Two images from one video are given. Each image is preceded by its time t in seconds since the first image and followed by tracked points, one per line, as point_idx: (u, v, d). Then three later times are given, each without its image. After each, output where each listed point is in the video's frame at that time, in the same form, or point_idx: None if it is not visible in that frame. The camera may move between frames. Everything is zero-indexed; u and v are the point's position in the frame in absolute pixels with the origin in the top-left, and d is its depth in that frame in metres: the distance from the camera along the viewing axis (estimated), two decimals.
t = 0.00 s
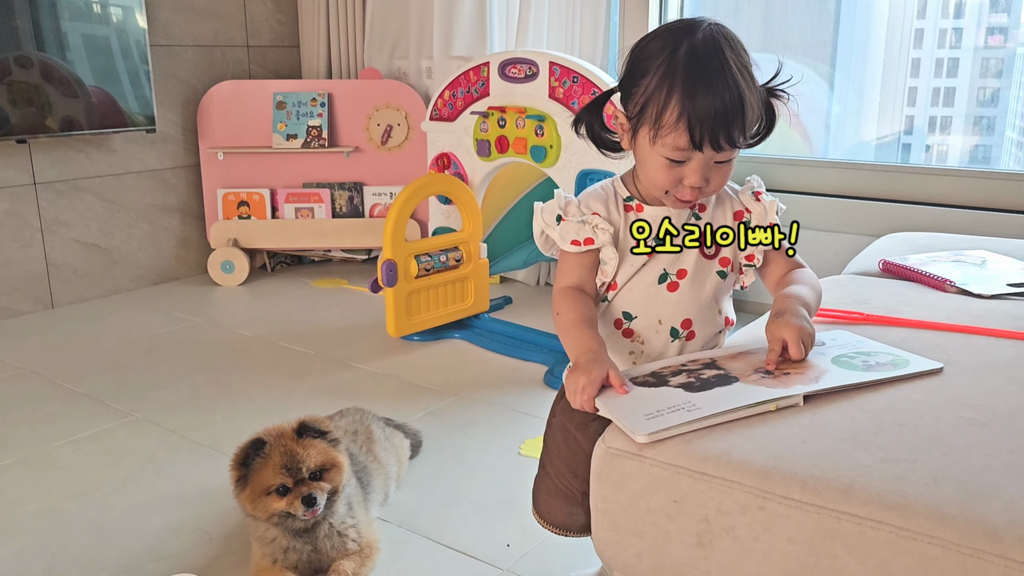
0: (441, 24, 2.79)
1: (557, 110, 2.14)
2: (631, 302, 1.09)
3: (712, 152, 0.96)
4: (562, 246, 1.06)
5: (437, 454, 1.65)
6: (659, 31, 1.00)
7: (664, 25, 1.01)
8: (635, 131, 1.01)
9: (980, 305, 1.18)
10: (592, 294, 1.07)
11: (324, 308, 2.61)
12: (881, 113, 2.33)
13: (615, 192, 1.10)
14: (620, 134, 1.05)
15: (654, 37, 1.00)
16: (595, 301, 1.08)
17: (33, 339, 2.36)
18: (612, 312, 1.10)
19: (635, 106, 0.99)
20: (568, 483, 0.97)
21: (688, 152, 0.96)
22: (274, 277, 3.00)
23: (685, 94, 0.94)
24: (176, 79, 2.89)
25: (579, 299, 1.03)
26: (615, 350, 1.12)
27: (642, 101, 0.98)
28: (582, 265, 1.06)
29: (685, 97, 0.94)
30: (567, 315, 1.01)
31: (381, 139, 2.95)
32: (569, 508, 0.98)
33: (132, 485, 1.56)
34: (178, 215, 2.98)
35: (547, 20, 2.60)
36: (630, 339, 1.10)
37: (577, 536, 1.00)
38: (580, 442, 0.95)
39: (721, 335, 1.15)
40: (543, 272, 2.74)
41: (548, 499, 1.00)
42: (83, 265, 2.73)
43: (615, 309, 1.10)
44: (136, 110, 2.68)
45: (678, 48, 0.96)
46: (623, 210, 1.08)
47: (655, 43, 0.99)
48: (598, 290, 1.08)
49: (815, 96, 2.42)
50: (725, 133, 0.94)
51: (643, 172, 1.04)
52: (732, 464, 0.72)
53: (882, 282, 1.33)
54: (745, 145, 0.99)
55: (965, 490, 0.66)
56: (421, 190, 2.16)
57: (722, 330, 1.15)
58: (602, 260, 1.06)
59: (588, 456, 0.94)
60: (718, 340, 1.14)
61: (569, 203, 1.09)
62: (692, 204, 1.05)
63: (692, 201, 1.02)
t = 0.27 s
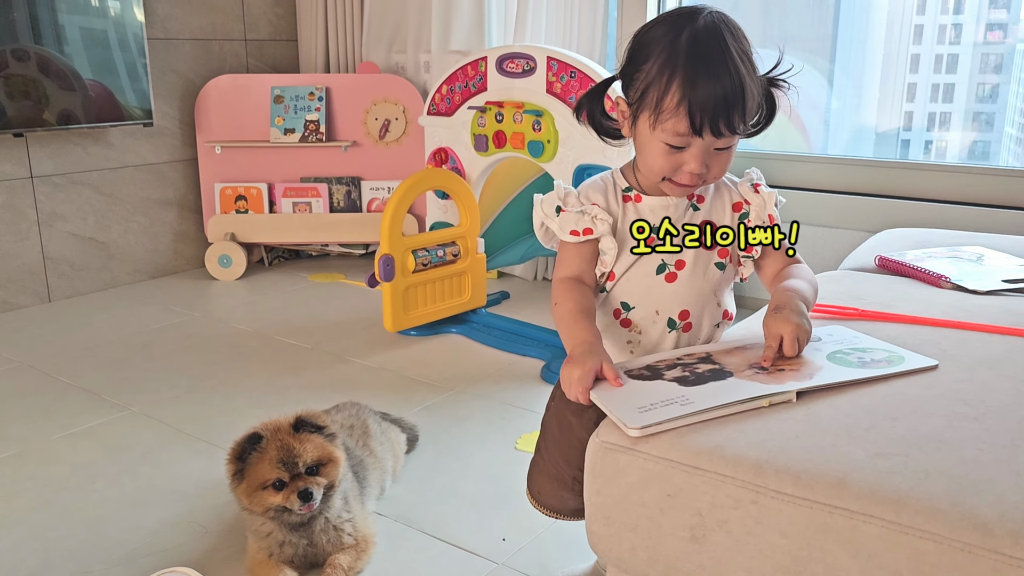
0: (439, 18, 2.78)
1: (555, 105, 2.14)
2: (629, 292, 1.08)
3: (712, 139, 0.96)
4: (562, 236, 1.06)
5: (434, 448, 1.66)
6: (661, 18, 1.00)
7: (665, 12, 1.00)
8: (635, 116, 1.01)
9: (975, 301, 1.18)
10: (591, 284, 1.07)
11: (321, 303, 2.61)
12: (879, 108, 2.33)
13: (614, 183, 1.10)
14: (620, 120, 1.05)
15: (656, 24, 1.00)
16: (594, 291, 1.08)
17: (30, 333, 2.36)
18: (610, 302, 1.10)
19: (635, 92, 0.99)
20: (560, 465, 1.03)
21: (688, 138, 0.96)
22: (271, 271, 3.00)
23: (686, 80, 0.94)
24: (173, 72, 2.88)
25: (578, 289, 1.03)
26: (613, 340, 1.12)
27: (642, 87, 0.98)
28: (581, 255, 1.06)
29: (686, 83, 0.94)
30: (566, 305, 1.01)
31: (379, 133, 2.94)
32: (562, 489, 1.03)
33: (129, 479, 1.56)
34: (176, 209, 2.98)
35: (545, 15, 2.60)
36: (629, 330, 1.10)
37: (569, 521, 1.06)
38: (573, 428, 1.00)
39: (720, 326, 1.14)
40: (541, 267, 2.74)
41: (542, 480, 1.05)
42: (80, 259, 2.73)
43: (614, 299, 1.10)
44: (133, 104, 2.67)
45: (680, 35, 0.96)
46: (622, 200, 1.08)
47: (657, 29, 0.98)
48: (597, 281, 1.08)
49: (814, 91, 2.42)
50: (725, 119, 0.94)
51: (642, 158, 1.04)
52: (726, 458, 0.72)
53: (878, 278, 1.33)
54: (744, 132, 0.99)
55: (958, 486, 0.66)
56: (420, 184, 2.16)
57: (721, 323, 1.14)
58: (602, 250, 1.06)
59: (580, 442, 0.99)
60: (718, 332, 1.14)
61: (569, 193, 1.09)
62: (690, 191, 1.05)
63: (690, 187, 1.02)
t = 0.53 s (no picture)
0: (438, 12, 2.78)
1: (553, 99, 2.14)
2: (620, 284, 1.09)
3: (698, 131, 0.96)
4: (551, 228, 1.06)
5: (430, 440, 1.67)
6: (645, 11, 1.00)
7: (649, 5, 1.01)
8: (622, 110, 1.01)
9: (969, 296, 1.19)
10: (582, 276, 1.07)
11: (319, 296, 2.62)
12: (879, 103, 2.33)
13: (603, 175, 1.10)
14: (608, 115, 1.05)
15: (639, 17, 1.00)
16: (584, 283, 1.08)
17: (28, 325, 2.37)
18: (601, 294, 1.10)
19: (621, 86, 1.00)
20: (554, 458, 1.04)
21: (674, 131, 0.96)
22: (269, 264, 3.00)
23: (670, 73, 0.94)
24: (172, 65, 2.88)
25: (568, 280, 1.03)
26: (604, 331, 1.12)
27: (627, 81, 0.98)
28: (571, 247, 1.07)
29: (670, 76, 0.94)
30: (557, 296, 1.01)
31: (377, 126, 2.94)
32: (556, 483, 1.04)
33: (126, 470, 1.56)
34: (174, 202, 2.98)
35: (543, 9, 2.60)
36: (619, 321, 1.11)
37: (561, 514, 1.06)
38: (568, 419, 1.01)
39: (712, 318, 1.14)
40: (538, 261, 2.75)
41: (536, 473, 1.06)
42: (78, 251, 2.73)
43: (604, 291, 1.10)
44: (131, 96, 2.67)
45: (663, 28, 0.96)
46: (611, 193, 1.08)
47: (640, 23, 0.99)
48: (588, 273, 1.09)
49: (812, 85, 2.42)
50: (710, 112, 0.95)
51: (630, 152, 1.04)
52: (716, 451, 0.73)
53: (872, 272, 1.34)
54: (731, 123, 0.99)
55: (947, 478, 0.67)
56: (417, 178, 2.16)
57: (712, 314, 1.14)
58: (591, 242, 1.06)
59: (575, 433, 1.01)
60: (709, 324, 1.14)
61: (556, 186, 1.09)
62: (679, 184, 1.05)
63: (679, 180, 1.02)
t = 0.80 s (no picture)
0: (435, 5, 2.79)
1: (548, 93, 2.15)
2: (609, 277, 1.10)
3: (686, 127, 0.97)
4: (541, 222, 1.08)
5: (426, 433, 1.68)
6: (632, 11, 1.01)
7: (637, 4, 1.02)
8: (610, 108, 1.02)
9: (957, 291, 1.20)
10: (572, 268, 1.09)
11: (315, 288, 2.62)
12: (878, 97, 2.33)
13: (593, 170, 1.11)
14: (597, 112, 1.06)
15: (627, 17, 1.01)
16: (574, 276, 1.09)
17: (25, 317, 2.37)
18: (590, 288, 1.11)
19: (609, 84, 1.00)
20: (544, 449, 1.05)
21: (662, 128, 0.97)
22: (266, 256, 3.01)
23: (657, 71, 0.95)
24: (168, 57, 2.88)
25: (557, 270, 1.05)
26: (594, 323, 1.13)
27: (615, 79, 0.99)
28: (560, 240, 1.09)
29: (657, 74, 0.95)
30: (545, 285, 1.02)
31: (374, 120, 2.95)
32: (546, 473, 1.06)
33: (123, 462, 1.57)
34: (171, 194, 2.98)
35: (540, 3, 2.60)
36: (608, 314, 1.11)
37: (552, 505, 1.07)
38: (559, 411, 1.03)
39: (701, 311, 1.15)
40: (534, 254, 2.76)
41: (527, 464, 1.08)
42: (75, 243, 2.74)
43: (594, 284, 1.11)
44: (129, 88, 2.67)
45: (650, 26, 0.97)
46: (600, 187, 1.09)
47: (627, 22, 0.99)
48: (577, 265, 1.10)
49: (808, 80, 2.43)
50: (697, 108, 0.95)
51: (619, 150, 1.05)
52: (702, 444, 0.74)
53: (862, 267, 1.35)
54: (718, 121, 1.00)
55: (928, 473, 0.68)
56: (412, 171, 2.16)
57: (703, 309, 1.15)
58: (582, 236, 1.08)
59: (566, 425, 1.02)
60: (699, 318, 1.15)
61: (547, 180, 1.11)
62: (669, 181, 1.06)
63: (667, 177, 1.03)
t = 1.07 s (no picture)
0: (430, 2, 2.79)
1: (542, 92, 2.16)
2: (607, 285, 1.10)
3: (681, 137, 0.99)
4: (541, 232, 1.08)
5: (418, 430, 1.69)
6: (627, 18, 1.01)
7: (631, 11, 1.02)
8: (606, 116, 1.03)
9: (942, 293, 1.21)
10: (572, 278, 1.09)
11: (309, 286, 2.63)
12: (875, 94, 2.34)
13: (589, 178, 1.11)
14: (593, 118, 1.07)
15: (622, 24, 1.01)
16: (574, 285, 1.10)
17: (19, 313, 2.38)
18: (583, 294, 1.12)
19: (605, 93, 1.01)
20: (532, 447, 1.08)
21: (657, 138, 0.98)
22: (261, 253, 3.02)
23: (653, 81, 0.96)
24: (163, 54, 2.88)
25: (564, 282, 1.05)
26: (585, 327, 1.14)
27: (611, 88, 1.00)
28: (562, 250, 1.08)
29: (652, 84, 0.96)
30: (555, 297, 1.03)
31: (368, 117, 2.95)
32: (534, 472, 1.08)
33: (116, 459, 1.58)
34: (165, 191, 2.99)
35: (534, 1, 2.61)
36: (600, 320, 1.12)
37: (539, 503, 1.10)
38: (548, 408, 1.06)
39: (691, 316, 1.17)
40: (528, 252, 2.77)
41: (516, 462, 1.10)
42: (69, 240, 2.74)
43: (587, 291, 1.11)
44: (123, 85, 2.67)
45: (645, 36, 0.98)
46: (597, 196, 1.09)
47: (622, 30, 1.00)
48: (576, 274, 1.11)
49: (802, 79, 2.44)
50: (692, 118, 0.97)
51: (614, 156, 1.06)
52: (684, 445, 0.75)
53: (849, 268, 1.36)
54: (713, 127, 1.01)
55: (904, 473, 0.69)
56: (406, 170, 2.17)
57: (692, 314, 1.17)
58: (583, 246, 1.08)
59: (554, 422, 1.05)
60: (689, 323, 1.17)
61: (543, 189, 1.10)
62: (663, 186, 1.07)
63: (662, 183, 1.04)
